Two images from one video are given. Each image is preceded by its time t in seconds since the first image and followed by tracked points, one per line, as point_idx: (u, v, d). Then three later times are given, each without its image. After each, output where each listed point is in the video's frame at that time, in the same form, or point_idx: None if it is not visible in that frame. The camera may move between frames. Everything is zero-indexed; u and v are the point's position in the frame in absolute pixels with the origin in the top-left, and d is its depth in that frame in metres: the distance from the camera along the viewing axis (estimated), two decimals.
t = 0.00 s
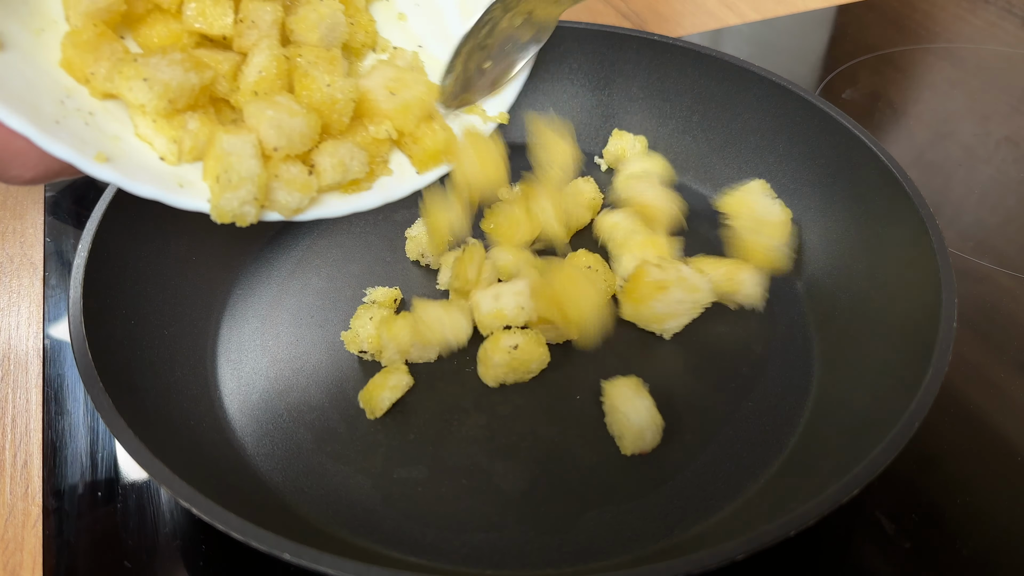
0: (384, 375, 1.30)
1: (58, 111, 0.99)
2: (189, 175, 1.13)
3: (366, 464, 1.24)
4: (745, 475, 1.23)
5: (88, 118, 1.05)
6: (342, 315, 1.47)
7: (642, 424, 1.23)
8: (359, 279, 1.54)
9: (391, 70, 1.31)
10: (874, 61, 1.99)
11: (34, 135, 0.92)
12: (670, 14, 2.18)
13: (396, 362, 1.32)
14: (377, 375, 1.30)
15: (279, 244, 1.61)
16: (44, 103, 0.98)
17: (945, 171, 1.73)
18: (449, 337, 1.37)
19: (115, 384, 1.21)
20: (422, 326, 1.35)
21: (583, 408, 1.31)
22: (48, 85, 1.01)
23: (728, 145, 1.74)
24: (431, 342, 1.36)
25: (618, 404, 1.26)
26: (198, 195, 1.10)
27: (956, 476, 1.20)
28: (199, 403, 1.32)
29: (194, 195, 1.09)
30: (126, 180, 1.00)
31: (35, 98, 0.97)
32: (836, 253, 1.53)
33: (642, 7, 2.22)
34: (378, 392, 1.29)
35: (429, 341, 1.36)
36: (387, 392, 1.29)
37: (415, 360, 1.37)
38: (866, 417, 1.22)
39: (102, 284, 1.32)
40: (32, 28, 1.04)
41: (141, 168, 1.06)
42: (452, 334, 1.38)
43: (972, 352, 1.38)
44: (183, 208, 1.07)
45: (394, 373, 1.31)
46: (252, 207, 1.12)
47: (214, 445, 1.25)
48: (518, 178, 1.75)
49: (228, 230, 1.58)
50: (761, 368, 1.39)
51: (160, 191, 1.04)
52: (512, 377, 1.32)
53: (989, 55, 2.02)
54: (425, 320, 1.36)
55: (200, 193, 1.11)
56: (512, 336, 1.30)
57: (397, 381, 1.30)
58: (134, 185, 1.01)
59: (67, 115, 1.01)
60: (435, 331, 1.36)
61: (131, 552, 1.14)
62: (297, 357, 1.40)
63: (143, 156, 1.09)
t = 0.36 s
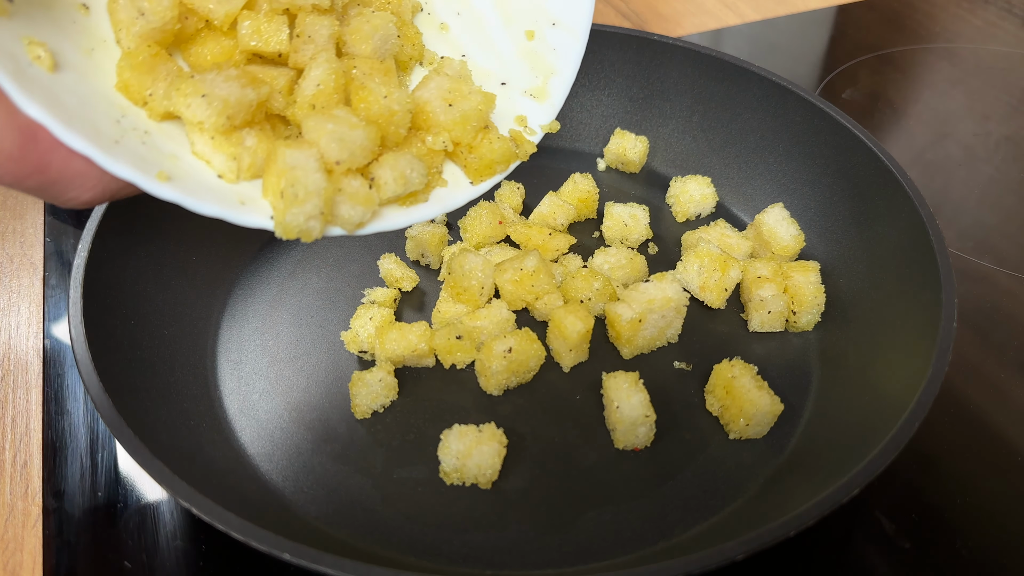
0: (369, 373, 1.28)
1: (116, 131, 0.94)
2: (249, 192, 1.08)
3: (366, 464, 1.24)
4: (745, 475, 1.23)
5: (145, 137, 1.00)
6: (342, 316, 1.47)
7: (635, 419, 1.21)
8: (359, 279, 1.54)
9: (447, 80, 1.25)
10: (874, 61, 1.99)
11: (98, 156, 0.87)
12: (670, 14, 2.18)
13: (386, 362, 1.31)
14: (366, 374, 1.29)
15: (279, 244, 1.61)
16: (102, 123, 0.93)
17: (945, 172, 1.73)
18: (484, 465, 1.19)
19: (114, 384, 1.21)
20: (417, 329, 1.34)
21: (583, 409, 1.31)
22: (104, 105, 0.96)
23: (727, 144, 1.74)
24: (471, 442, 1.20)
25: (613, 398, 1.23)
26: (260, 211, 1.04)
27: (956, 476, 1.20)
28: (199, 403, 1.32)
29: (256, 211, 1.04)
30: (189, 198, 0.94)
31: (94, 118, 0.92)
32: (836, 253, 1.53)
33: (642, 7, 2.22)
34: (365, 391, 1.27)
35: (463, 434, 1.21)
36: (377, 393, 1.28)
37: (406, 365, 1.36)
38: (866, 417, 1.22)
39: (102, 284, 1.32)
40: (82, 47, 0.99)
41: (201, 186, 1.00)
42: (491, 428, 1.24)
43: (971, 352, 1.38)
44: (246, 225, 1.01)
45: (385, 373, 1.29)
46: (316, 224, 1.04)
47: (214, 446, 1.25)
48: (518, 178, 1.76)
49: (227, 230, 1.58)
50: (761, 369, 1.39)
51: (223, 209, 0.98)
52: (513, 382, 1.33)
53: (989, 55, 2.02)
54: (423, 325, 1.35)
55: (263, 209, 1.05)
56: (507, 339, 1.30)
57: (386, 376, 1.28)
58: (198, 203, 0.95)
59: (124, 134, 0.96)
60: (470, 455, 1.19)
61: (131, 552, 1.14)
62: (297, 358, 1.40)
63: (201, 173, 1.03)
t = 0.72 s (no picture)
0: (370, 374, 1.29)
1: (145, 122, 0.98)
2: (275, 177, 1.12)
3: (366, 464, 1.24)
4: (746, 475, 1.23)
5: (173, 126, 1.03)
6: (342, 315, 1.47)
7: (635, 418, 1.21)
8: (359, 279, 1.54)
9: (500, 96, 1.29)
10: (875, 61, 1.99)
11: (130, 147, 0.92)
12: (670, 14, 2.18)
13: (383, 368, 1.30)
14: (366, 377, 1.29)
15: (280, 245, 1.61)
16: (134, 114, 0.97)
17: (945, 171, 1.73)
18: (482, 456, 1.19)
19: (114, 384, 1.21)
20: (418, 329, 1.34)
21: (583, 408, 1.31)
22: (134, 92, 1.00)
23: (728, 144, 1.74)
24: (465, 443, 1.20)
25: (614, 397, 1.23)
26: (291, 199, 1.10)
27: (957, 476, 1.20)
28: (199, 403, 1.32)
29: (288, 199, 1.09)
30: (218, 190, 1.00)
31: (125, 110, 0.96)
32: (835, 254, 1.54)
33: (642, 7, 2.22)
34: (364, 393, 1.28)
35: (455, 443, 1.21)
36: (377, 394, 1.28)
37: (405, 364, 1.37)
38: (866, 416, 1.22)
39: (102, 284, 1.32)
40: (102, 31, 0.98)
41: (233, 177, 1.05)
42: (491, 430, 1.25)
43: (971, 352, 1.38)
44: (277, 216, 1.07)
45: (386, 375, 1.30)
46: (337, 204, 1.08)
47: (214, 446, 1.25)
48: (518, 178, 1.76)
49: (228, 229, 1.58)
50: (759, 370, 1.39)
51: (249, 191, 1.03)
52: (513, 382, 1.33)
53: (990, 55, 2.02)
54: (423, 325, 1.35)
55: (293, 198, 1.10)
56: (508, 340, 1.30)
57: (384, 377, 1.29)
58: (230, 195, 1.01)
59: (155, 125, 1.00)
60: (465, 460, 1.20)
61: (131, 552, 1.14)
62: (298, 358, 1.40)
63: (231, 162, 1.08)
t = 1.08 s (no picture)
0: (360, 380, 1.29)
1: (99, 122, 1.04)
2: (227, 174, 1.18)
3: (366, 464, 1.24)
4: (746, 475, 1.23)
5: (126, 127, 1.10)
6: (342, 316, 1.47)
7: (638, 422, 1.21)
8: (359, 278, 1.54)
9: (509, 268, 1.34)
10: (875, 61, 1.99)
11: (86, 152, 0.96)
12: (670, 14, 2.18)
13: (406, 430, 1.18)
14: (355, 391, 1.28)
15: (279, 244, 1.61)
16: (86, 115, 1.03)
17: (945, 171, 1.73)
18: (610, 552, 1.06)
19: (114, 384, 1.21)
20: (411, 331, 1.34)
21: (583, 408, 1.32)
22: (86, 96, 1.06)
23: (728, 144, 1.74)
24: (576, 549, 1.05)
25: (617, 400, 1.22)
26: (246, 194, 1.16)
27: (957, 476, 1.20)
28: (199, 403, 1.32)
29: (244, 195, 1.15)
30: (178, 188, 1.05)
31: (76, 111, 1.01)
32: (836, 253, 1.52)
33: (642, 7, 2.22)
34: (394, 467, 1.16)
35: (545, 479, 1.15)
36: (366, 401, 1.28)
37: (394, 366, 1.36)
38: (865, 416, 1.22)
39: (102, 284, 1.32)
40: (47, 34, 1.07)
41: (190, 173, 1.11)
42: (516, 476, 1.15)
43: (971, 352, 1.38)
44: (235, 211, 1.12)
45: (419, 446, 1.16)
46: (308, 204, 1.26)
47: (214, 446, 1.25)
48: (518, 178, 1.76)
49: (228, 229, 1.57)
50: (759, 370, 1.39)
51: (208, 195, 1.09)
52: (527, 393, 1.33)
53: (990, 55, 2.02)
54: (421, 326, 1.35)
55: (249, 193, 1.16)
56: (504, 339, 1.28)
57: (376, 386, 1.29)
58: (188, 193, 1.06)
59: (108, 126, 1.06)
60: (563, 423, 1.22)
61: (131, 552, 1.14)
62: (297, 358, 1.40)
63: (186, 161, 1.14)
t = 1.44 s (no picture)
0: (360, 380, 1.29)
1: (98, 71, 1.03)
2: (231, 117, 1.17)
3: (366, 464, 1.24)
4: (747, 475, 1.22)
5: (125, 74, 1.09)
6: (341, 315, 1.47)
7: (637, 424, 1.20)
8: (358, 278, 1.54)
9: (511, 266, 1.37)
10: (874, 61, 1.99)
11: (89, 96, 0.97)
12: (670, 15, 2.18)
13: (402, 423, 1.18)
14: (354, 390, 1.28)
15: (279, 244, 1.61)
16: (84, 65, 1.02)
17: (945, 171, 1.73)
18: (609, 552, 1.06)
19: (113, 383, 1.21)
20: (410, 330, 1.34)
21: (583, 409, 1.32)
22: (81, 46, 1.04)
23: (728, 144, 1.74)
24: (575, 549, 1.05)
25: (619, 400, 1.22)
26: (252, 134, 1.16)
27: (957, 476, 1.20)
28: (199, 402, 1.31)
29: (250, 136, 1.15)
30: (184, 130, 1.06)
31: (73, 60, 1.01)
32: (835, 254, 1.53)
33: (642, 7, 2.22)
34: (392, 466, 1.16)
35: (546, 477, 1.15)
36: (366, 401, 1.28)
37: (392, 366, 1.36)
38: (865, 416, 1.22)
39: (102, 284, 1.32)
40: None
41: (195, 116, 1.11)
42: (506, 473, 1.16)
43: (971, 352, 1.38)
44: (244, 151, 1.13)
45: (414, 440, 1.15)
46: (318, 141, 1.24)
47: (214, 445, 1.25)
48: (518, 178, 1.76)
49: (228, 229, 1.57)
50: (759, 370, 1.40)
51: (218, 136, 1.10)
52: (527, 393, 1.33)
53: (990, 55, 2.02)
54: (421, 326, 1.36)
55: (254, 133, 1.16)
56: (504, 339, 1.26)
57: (378, 386, 1.29)
58: (194, 134, 1.07)
59: (108, 75, 1.05)
60: (563, 422, 1.22)
61: (131, 552, 1.14)
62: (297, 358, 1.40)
63: (189, 105, 1.13)
